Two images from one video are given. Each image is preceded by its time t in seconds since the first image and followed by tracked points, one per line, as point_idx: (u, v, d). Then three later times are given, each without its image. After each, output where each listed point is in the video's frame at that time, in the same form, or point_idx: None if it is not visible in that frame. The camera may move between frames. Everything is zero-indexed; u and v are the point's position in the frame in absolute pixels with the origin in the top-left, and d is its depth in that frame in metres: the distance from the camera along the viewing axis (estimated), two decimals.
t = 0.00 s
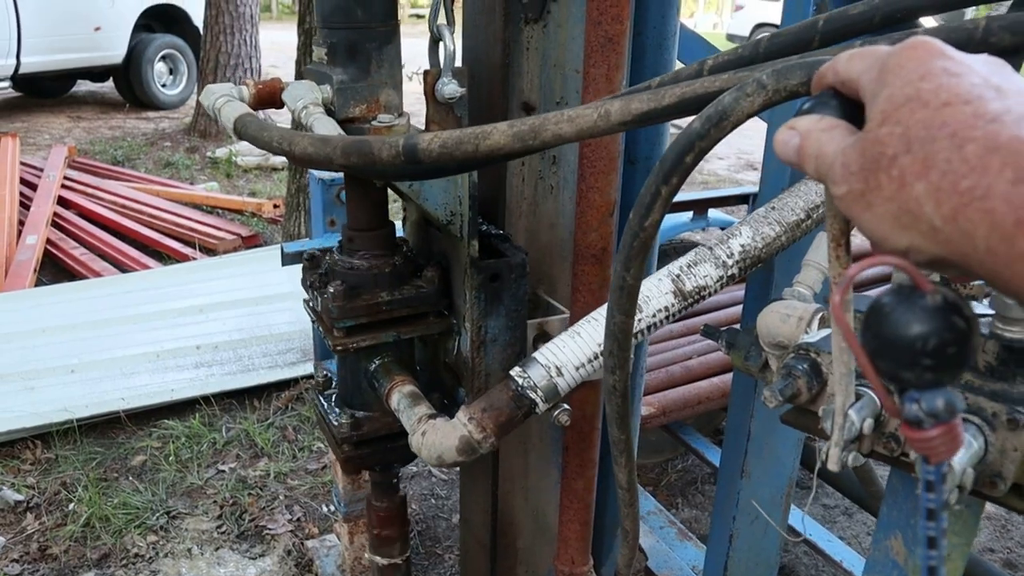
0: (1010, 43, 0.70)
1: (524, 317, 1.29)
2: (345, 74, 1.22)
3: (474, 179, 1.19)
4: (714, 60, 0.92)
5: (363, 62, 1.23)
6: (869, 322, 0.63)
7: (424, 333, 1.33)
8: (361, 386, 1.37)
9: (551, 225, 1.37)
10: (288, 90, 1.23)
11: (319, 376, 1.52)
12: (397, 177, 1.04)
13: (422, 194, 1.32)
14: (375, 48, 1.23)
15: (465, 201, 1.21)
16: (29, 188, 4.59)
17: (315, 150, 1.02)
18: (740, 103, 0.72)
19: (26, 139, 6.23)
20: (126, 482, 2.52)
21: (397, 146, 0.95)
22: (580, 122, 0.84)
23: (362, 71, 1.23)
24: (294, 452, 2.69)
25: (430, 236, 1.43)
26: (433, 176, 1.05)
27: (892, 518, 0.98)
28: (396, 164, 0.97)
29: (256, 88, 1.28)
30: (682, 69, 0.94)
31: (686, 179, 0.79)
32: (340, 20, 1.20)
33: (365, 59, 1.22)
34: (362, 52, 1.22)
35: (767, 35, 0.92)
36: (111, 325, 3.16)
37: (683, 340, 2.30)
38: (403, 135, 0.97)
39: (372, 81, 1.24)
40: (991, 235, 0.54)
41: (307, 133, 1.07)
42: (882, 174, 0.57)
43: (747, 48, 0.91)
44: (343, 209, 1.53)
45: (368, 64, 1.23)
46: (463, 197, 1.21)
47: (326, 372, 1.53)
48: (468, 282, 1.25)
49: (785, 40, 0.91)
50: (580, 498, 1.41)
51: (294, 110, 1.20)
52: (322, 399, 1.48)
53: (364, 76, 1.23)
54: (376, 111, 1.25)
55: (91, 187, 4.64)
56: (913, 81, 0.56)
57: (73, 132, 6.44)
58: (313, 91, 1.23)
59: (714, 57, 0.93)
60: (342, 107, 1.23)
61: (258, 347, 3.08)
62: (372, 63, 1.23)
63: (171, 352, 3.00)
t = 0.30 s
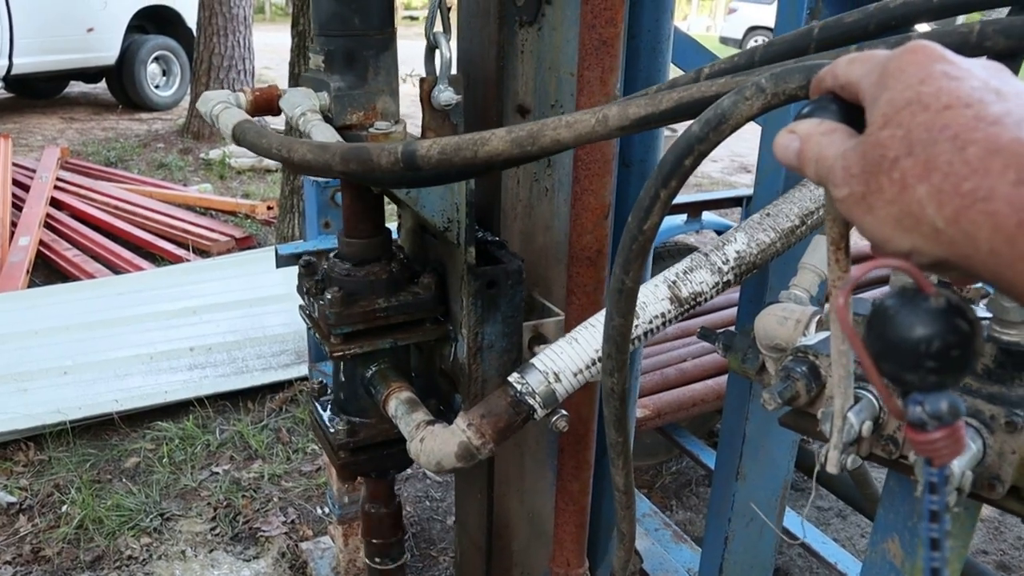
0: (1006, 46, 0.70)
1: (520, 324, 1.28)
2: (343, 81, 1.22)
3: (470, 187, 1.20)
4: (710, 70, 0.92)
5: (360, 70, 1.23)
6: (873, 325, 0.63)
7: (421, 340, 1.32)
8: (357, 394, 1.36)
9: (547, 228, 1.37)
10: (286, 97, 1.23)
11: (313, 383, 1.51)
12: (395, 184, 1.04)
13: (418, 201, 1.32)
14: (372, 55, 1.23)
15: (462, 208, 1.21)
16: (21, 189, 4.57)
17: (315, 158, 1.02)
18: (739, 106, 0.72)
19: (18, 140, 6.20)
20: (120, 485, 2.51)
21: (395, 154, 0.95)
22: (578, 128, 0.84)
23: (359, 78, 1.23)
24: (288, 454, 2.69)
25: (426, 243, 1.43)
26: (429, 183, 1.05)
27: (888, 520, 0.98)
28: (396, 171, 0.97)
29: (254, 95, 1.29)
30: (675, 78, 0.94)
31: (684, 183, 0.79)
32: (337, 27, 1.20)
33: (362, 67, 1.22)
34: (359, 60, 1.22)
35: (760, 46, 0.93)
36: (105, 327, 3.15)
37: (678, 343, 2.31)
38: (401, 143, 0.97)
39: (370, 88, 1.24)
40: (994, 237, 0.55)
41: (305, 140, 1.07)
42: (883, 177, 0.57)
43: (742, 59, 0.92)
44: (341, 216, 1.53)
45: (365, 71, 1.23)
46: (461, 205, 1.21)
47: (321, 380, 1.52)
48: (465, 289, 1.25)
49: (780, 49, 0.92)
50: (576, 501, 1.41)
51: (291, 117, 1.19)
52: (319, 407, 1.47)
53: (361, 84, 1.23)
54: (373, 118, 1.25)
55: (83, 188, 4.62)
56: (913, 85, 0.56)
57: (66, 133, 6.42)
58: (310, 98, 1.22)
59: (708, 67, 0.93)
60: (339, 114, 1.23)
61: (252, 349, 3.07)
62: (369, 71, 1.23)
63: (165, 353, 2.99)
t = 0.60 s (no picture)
0: (1002, 48, 0.71)
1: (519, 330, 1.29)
2: (342, 89, 1.22)
3: (470, 194, 1.20)
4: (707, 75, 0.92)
5: (360, 77, 1.23)
6: (877, 323, 0.64)
7: (421, 346, 1.33)
8: (356, 399, 1.36)
9: (546, 229, 1.37)
10: (285, 105, 1.23)
11: (313, 389, 1.51)
12: (396, 191, 1.04)
13: (418, 207, 1.32)
14: (372, 63, 1.23)
15: (462, 215, 1.21)
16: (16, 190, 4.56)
17: (315, 166, 1.02)
18: (742, 108, 0.73)
19: (12, 141, 6.19)
20: (115, 487, 2.51)
21: (396, 161, 0.95)
22: (579, 133, 0.85)
23: (359, 86, 1.23)
24: (284, 456, 2.68)
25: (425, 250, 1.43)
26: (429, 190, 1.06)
27: (887, 521, 0.99)
28: (396, 179, 0.97)
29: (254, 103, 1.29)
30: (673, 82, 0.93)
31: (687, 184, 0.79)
32: (337, 35, 1.20)
33: (361, 74, 1.23)
34: (359, 68, 1.22)
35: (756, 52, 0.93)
36: (100, 328, 3.14)
37: (676, 346, 2.32)
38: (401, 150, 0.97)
39: (369, 95, 1.24)
40: (998, 239, 0.56)
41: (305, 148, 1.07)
42: (888, 180, 0.58)
43: (739, 63, 0.93)
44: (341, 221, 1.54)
45: (365, 78, 1.23)
46: (460, 211, 1.21)
47: (321, 386, 1.52)
48: (464, 295, 1.25)
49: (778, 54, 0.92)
50: (574, 503, 1.41)
51: (291, 124, 1.20)
52: (319, 409, 1.47)
53: (361, 91, 1.23)
54: (373, 125, 1.25)
55: (78, 190, 4.61)
56: (918, 88, 0.57)
57: (60, 135, 6.40)
58: (310, 106, 1.23)
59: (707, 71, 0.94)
60: (339, 121, 1.24)
61: (247, 351, 3.07)
62: (369, 78, 1.24)
63: (161, 355, 2.99)
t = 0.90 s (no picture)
0: (1008, 47, 0.71)
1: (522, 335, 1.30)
2: (349, 93, 1.22)
3: (476, 201, 1.21)
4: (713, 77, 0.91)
5: (366, 83, 1.23)
6: (890, 320, 0.65)
7: (424, 351, 1.33)
8: (359, 403, 1.36)
9: (548, 229, 1.37)
10: (292, 110, 1.23)
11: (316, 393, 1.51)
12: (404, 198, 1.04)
13: (422, 214, 1.32)
14: (379, 68, 1.23)
15: (467, 221, 1.23)
16: (15, 189, 4.55)
17: (324, 171, 1.02)
18: (750, 108, 0.73)
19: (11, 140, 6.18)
20: (115, 487, 2.50)
21: (404, 167, 0.95)
22: (588, 134, 0.85)
23: (366, 91, 1.23)
24: (284, 456, 2.68)
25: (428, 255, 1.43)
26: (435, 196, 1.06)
27: (891, 520, 0.99)
28: (404, 184, 0.97)
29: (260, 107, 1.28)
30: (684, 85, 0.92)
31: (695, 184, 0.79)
32: (344, 39, 1.20)
33: (368, 79, 1.23)
34: (366, 74, 1.22)
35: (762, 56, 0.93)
36: (100, 328, 3.14)
37: (677, 347, 2.32)
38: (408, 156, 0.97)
39: (376, 100, 1.24)
40: (1015, 239, 0.56)
41: (314, 154, 1.07)
42: (903, 180, 0.58)
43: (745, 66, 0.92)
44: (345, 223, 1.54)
45: (371, 84, 1.23)
46: (465, 217, 1.23)
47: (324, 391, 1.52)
48: (468, 301, 1.26)
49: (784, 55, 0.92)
50: (576, 503, 1.41)
51: (299, 130, 1.20)
52: (320, 416, 1.47)
53: (368, 96, 1.23)
54: (379, 130, 1.25)
55: (77, 189, 4.60)
56: (932, 88, 0.57)
57: (59, 134, 6.39)
58: (317, 111, 1.23)
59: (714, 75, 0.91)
60: (345, 126, 1.23)
61: (247, 351, 3.06)
62: (376, 83, 1.24)
63: (160, 355, 2.98)
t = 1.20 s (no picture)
0: (1002, 50, 0.72)
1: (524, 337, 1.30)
2: (349, 99, 1.23)
3: (476, 205, 1.21)
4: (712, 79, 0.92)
5: (367, 88, 1.23)
6: (890, 323, 0.65)
7: (427, 354, 1.33)
8: (362, 407, 1.36)
9: (551, 231, 1.38)
10: (293, 114, 1.23)
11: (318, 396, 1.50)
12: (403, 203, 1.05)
13: (425, 218, 1.34)
14: (379, 73, 1.24)
15: (468, 225, 1.22)
16: (16, 189, 4.55)
17: (323, 176, 1.02)
18: (750, 110, 0.73)
19: (12, 139, 6.19)
20: (115, 487, 2.51)
21: (404, 172, 0.96)
22: (583, 140, 0.85)
23: (366, 96, 1.24)
24: (285, 457, 2.69)
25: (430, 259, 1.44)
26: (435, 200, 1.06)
27: (893, 522, 0.99)
28: (404, 189, 0.98)
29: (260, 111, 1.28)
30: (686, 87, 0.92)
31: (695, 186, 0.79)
32: (345, 45, 1.21)
33: (369, 85, 1.23)
34: (366, 78, 1.23)
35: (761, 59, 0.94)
36: (101, 328, 3.14)
37: (680, 347, 2.32)
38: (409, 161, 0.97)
39: (376, 105, 1.24)
40: (1016, 240, 0.56)
41: (314, 159, 1.07)
42: (904, 181, 0.58)
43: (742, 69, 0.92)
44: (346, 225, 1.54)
45: (372, 89, 1.24)
46: (466, 221, 1.23)
47: (327, 393, 1.50)
48: (470, 304, 1.26)
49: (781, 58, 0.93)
50: (578, 505, 1.41)
51: (298, 134, 1.20)
52: (323, 418, 1.46)
53: (369, 101, 1.24)
54: (379, 135, 1.25)
55: (78, 188, 4.61)
56: (932, 90, 0.58)
57: (60, 133, 6.40)
58: (317, 116, 1.23)
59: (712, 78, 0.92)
60: (346, 131, 1.23)
61: (248, 351, 3.06)
62: (376, 88, 1.24)
63: (161, 356, 2.99)
